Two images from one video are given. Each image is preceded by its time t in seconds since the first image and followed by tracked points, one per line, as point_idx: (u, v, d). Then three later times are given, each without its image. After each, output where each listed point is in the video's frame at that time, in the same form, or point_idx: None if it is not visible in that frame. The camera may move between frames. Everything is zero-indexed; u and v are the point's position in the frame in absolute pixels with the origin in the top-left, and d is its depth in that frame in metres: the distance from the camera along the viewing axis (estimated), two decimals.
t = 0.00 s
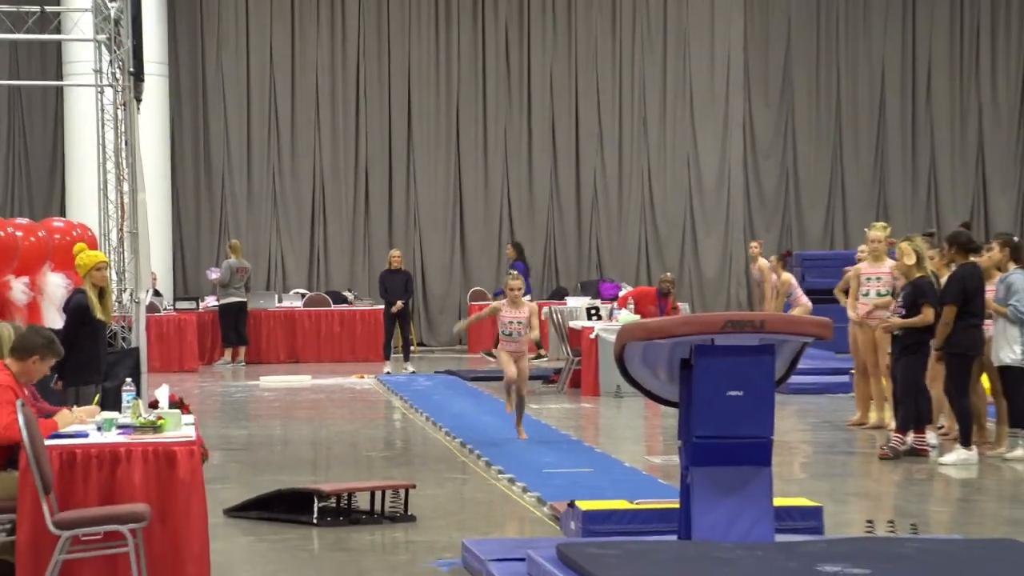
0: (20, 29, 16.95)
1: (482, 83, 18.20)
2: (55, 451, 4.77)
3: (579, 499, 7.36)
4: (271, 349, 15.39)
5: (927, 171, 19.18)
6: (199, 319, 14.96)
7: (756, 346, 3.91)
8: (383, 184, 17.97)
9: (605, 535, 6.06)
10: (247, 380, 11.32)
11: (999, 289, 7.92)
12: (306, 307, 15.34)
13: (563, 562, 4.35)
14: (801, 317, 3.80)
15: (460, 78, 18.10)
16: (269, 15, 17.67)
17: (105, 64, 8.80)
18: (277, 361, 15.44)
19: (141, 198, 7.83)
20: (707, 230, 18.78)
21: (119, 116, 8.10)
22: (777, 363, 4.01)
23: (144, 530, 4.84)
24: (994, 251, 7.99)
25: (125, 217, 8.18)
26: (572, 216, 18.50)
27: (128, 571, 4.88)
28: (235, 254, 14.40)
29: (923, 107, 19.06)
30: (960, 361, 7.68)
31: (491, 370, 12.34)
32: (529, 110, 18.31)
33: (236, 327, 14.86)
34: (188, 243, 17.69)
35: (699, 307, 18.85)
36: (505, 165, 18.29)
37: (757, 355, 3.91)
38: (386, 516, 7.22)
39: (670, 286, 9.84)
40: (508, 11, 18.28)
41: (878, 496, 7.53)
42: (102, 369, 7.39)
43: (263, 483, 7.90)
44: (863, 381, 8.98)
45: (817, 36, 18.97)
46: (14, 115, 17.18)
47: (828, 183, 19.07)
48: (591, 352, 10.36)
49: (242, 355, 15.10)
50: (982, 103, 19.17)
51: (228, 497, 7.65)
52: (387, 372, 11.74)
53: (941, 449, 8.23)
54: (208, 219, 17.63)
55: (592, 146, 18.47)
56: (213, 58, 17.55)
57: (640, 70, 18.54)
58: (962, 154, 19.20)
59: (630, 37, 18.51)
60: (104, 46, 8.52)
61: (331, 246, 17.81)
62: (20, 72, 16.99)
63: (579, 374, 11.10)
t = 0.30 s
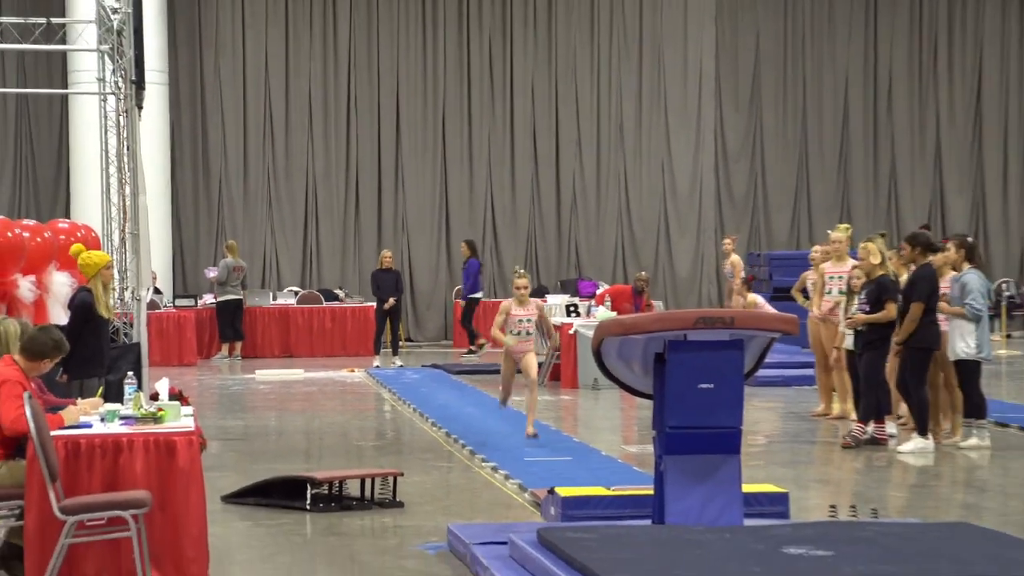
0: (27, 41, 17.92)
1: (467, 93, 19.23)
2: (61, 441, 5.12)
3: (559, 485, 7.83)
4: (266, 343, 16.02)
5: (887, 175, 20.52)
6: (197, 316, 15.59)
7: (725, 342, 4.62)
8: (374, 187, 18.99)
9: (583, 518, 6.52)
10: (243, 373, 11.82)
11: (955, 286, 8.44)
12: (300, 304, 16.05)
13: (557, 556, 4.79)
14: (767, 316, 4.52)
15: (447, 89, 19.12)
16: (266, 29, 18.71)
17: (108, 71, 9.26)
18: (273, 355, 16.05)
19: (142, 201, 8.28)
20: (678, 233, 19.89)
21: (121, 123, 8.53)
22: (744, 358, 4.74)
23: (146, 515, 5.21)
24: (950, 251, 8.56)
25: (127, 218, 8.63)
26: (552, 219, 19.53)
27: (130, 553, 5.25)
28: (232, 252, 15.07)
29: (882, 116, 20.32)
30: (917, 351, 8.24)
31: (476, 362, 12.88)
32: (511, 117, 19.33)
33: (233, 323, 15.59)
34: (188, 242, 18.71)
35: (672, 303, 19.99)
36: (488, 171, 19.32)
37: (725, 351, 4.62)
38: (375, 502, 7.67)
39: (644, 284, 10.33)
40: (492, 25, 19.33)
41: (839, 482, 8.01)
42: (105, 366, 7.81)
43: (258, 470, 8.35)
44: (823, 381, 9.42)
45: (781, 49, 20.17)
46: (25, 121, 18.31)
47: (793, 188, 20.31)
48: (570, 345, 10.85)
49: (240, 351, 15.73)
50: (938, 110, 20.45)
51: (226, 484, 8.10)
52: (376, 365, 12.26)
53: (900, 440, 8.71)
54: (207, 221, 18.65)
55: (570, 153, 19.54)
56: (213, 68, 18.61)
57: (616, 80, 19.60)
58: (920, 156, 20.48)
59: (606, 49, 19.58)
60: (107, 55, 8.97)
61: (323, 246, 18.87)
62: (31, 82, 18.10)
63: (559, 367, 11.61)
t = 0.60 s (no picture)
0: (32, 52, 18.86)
1: (451, 98, 20.12)
2: (64, 431, 5.55)
3: (537, 473, 8.31)
4: (260, 339, 16.80)
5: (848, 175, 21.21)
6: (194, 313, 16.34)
7: (694, 337, 5.08)
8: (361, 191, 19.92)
9: (561, 504, 6.96)
10: (238, 368, 12.32)
11: (914, 284, 9.01)
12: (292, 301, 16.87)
13: (531, 537, 5.27)
14: (735, 311, 4.99)
15: (431, 94, 20.03)
16: (259, 39, 19.63)
17: (110, 80, 9.75)
18: (266, 350, 16.83)
19: (143, 204, 8.75)
20: (651, 234, 20.72)
21: (123, 129, 9.02)
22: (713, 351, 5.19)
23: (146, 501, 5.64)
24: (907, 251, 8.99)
25: (128, 220, 9.11)
26: (531, 222, 20.44)
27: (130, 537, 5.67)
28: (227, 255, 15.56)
29: (845, 122, 21.03)
30: (879, 346, 8.64)
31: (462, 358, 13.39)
32: (492, 123, 20.22)
33: (229, 320, 16.25)
34: (186, 241, 19.64)
35: (645, 301, 20.85)
36: (471, 175, 20.21)
37: (695, 345, 5.07)
38: (363, 490, 8.13)
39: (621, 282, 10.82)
40: (474, 37, 20.20)
41: (801, 470, 8.49)
42: (106, 359, 8.23)
43: (253, 459, 8.81)
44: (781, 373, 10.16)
45: (749, 59, 20.92)
46: (28, 126, 19.18)
47: (759, 191, 21.09)
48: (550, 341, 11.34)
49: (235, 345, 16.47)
50: (895, 117, 21.17)
51: (222, 472, 8.57)
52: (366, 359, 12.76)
53: (859, 428, 9.24)
54: (206, 225, 19.64)
55: (548, 157, 20.41)
56: (209, 76, 19.53)
57: (592, 88, 20.46)
58: (878, 162, 21.21)
59: (583, 58, 20.45)
60: (110, 65, 9.46)
61: (314, 247, 19.80)
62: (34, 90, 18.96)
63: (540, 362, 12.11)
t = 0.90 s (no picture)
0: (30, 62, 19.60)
1: (430, 105, 21.09)
2: (58, 423, 5.91)
3: (511, 463, 8.71)
4: (247, 334, 17.24)
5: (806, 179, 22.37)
6: (183, 309, 16.79)
7: (661, 332, 5.27)
8: (346, 195, 20.84)
9: (534, 492, 7.34)
10: (223, 363, 12.73)
11: (870, 284, 9.50)
12: (278, 299, 17.34)
13: (493, 517, 5.66)
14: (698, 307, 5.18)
15: (412, 100, 21.01)
16: (246, 50, 20.51)
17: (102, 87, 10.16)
18: (252, 345, 17.26)
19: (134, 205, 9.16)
20: (622, 235, 21.71)
21: (115, 135, 9.43)
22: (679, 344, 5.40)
23: (136, 491, 5.99)
24: (866, 251, 9.44)
25: (119, 222, 9.51)
26: (505, 224, 21.41)
27: (121, 525, 6.02)
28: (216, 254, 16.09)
29: (803, 128, 22.16)
30: (839, 342, 9.02)
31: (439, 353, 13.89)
32: (469, 129, 21.22)
33: (217, 316, 16.80)
34: (176, 242, 20.43)
35: (614, 299, 21.85)
36: (449, 179, 21.18)
37: (661, 339, 5.27)
38: (344, 480, 8.52)
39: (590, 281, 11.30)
40: (452, 46, 21.22)
41: (763, 460, 8.91)
42: (99, 352, 8.60)
43: (239, 450, 9.20)
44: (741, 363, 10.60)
45: (713, 69, 22.01)
46: (26, 132, 19.87)
47: (723, 194, 22.12)
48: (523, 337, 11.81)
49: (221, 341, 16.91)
50: (852, 123, 22.30)
51: (209, 462, 8.95)
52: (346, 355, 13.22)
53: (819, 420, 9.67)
54: (196, 228, 20.39)
55: (523, 161, 21.40)
56: (199, 84, 20.34)
57: (564, 96, 21.49)
58: (835, 168, 22.33)
59: (555, 68, 21.49)
60: (102, 73, 9.86)
61: (300, 247, 20.65)
62: (31, 97, 19.68)
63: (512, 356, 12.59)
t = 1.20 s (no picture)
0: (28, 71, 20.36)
1: (410, 112, 21.97)
2: (58, 417, 6.42)
3: (489, 453, 9.22)
4: (236, 331, 18.05)
5: (767, 183, 23.27)
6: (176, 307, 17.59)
7: (631, 329, 5.77)
8: (330, 198, 21.79)
9: (511, 482, 7.81)
10: (215, 359, 13.25)
11: (831, 281, 9.88)
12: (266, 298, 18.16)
13: (474, 506, 6.12)
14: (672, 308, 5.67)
15: (392, 107, 21.88)
16: (234, 60, 21.35)
17: (97, 95, 10.61)
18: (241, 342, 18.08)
19: (129, 209, 9.62)
20: (597, 236, 22.44)
21: (110, 141, 9.89)
22: (648, 340, 5.90)
23: (132, 480, 6.49)
24: (826, 252, 9.91)
25: (116, 224, 9.99)
26: (483, 226, 22.24)
27: (118, 512, 6.52)
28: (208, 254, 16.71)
29: (766, 134, 23.05)
30: (798, 337, 9.52)
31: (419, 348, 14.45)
32: (448, 134, 22.06)
33: (208, 313, 17.54)
34: (168, 243, 21.24)
35: (586, 298, 22.70)
36: (429, 182, 22.01)
37: (631, 337, 5.77)
38: (331, 469, 9.03)
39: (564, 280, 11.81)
40: (431, 56, 22.05)
41: (728, 450, 9.42)
42: (96, 347, 9.08)
43: (230, 441, 9.70)
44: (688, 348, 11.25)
45: (680, 78, 22.86)
46: (26, 138, 20.58)
47: (690, 198, 22.98)
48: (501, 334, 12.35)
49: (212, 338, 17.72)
50: (811, 131, 23.25)
51: (202, 453, 9.45)
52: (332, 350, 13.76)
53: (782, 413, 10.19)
54: (188, 231, 21.31)
55: (499, 166, 22.23)
56: (189, 93, 21.20)
57: (537, 104, 22.26)
58: (799, 172, 23.29)
59: (528, 79, 22.24)
60: (97, 82, 10.32)
61: (287, 250, 21.57)
62: (28, 105, 20.45)
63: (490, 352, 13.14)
